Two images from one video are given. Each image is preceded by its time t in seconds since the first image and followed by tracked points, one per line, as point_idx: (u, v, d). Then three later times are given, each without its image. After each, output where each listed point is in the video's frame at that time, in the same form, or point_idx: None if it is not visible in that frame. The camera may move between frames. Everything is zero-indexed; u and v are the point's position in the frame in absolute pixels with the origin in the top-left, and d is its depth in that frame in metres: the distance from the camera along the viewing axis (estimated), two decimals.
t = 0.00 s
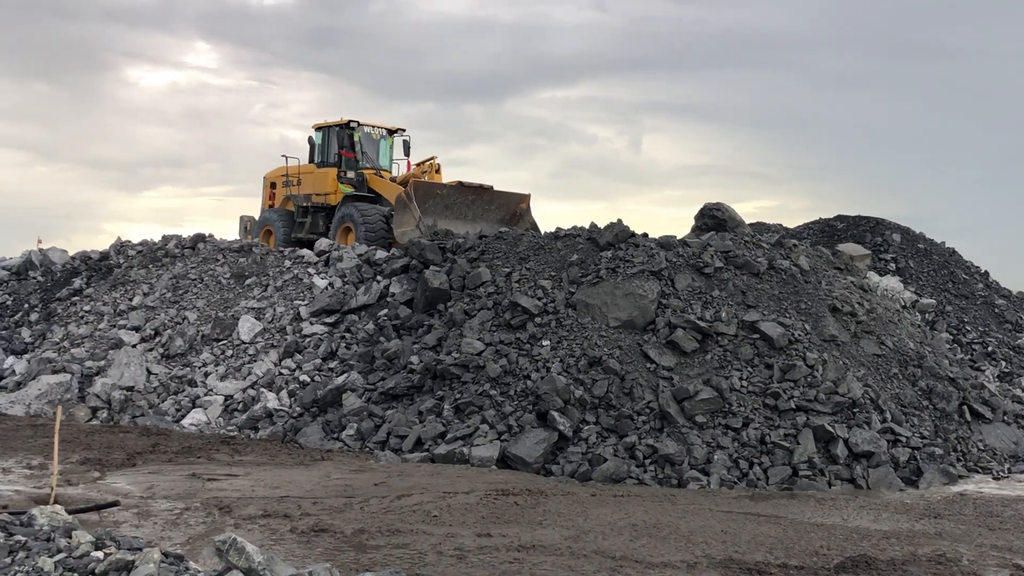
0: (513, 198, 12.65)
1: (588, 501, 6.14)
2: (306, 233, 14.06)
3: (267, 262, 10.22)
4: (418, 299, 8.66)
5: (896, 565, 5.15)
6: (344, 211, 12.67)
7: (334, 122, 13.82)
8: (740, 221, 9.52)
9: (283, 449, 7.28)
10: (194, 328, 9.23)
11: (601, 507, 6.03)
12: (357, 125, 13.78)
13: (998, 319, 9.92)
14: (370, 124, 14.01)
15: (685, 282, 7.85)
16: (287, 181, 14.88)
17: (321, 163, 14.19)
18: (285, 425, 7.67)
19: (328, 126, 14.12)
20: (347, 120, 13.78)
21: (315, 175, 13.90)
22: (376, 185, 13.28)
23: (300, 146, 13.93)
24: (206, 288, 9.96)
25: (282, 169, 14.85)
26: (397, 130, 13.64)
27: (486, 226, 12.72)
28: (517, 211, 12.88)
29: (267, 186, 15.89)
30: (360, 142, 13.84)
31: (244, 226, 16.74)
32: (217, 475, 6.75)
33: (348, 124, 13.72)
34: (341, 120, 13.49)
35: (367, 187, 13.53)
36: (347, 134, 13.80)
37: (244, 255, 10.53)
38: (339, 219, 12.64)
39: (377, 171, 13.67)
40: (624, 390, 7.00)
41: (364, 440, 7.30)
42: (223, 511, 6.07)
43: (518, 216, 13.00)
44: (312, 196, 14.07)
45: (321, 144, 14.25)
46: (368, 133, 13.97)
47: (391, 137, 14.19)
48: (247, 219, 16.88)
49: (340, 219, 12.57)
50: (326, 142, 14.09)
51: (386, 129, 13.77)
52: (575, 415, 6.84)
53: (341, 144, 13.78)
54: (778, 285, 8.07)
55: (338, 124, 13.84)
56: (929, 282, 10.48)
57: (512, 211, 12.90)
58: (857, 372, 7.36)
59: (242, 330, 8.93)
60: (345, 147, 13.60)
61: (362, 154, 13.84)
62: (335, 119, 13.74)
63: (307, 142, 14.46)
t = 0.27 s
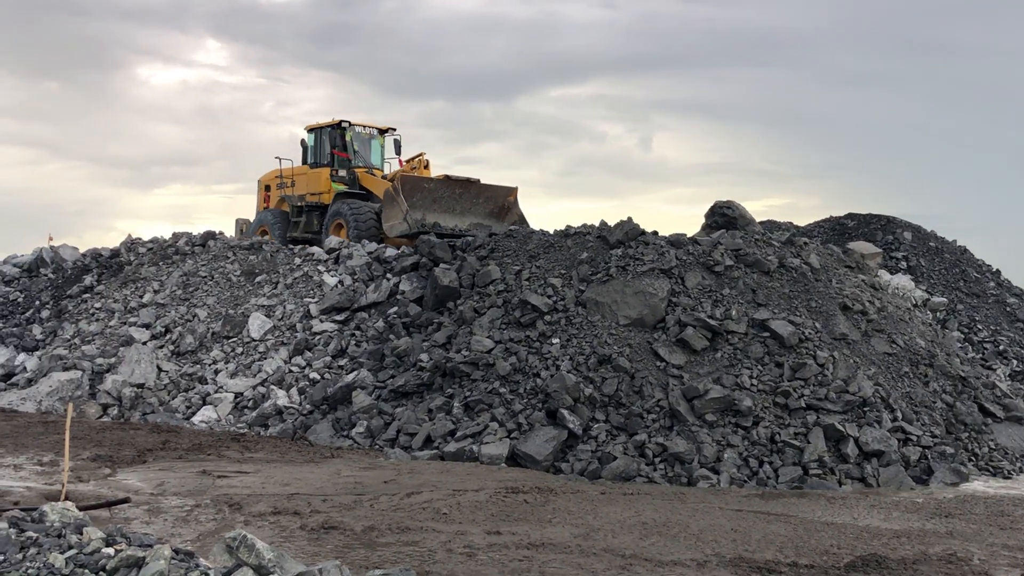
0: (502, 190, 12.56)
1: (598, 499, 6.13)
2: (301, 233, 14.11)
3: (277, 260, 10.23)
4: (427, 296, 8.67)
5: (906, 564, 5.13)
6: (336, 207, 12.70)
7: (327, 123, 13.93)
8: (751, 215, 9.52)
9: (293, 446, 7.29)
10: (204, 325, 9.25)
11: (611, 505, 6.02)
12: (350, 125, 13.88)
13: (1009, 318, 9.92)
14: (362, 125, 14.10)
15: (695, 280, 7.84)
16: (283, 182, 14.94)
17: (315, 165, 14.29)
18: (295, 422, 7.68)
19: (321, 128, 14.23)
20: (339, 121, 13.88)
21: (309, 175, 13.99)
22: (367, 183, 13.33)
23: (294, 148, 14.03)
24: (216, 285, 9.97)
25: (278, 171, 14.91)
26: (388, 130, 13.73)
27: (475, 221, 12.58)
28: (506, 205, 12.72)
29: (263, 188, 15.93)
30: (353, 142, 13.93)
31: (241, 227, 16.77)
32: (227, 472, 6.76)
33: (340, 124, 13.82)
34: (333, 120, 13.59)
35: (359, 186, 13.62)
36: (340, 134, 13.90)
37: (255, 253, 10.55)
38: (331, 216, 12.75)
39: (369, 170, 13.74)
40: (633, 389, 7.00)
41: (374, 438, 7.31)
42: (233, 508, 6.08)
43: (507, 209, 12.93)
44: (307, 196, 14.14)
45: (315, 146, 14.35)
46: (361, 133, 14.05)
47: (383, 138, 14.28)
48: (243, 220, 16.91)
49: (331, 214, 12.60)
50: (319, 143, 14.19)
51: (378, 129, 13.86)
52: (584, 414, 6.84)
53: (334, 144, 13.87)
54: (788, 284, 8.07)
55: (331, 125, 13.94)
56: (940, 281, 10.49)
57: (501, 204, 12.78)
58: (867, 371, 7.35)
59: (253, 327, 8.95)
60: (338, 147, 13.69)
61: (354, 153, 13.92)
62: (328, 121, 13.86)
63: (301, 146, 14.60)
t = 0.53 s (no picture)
0: (488, 193, 13.05)
1: (607, 496, 6.13)
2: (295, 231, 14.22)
3: (287, 257, 10.25)
4: (436, 293, 8.69)
5: (915, 561, 5.10)
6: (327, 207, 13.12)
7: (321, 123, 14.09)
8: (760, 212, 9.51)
9: (302, 442, 7.31)
10: (214, 321, 9.27)
11: (620, 502, 6.01)
12: (342, 126, 14.01)
13: (1020, 314, 9.93)
14: (355, 125, 14.27)
15: (704, 277, 7.84)
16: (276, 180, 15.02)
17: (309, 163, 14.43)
18: (304, 418, 7.69)
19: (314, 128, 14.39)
20: (332, 121, 14.03)
21: (303, 174, 14.13)
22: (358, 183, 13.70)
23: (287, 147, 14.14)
24: (226, 281, 9.99)
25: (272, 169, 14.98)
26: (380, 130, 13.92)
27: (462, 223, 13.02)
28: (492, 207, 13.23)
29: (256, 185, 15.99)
30: (346, 143, 14.10)
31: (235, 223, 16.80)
32: (236, 468, 6.77)
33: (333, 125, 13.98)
34: (327, 121, 13.74)
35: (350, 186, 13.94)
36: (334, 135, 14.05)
37: (264, 249, 10.57)
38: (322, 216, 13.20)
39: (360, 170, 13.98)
40: (642, 385, 7.01)
41: (383, 434, 7.33)
42: (242, 504, 6.08)
43: (493, 211, 13.44)
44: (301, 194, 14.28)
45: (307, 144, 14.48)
46: (353, 134, 14.22)
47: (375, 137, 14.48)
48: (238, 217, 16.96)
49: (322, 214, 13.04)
50: (313, 142, 14.35)
51: (370, 129, 14.05)
52: (593, 410, 6.85)
53: (327, 144, 14.04)
54: (798, 280, 8.07)
55: (325, 125, 14.09)
56: (950, 277, 10.52)
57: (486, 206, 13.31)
58: (877, 368, 7.34)
59: (262, 323, 8.97)
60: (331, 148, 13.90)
61: (347, 153, 14.12)
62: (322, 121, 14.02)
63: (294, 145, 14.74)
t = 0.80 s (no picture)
0: (478, 197, 13.11)
1: (616, 493, 6.12)
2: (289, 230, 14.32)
3: (296, 254, 10.27)
4: (445, 290, 8.71)
5: (926, 558, 5.08)
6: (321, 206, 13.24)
7: (315, 124, 14.10)
8: (770, 209, 9.49)
9: (311, 439, 7.32)
10: (224, 318, 9.29)
11: (629, 499, 6.00)
12: (336, 126, 14.05)
13: None
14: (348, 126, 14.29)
15: (713, 274, 7.84)
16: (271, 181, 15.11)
17: (303, 163, 14.45)
18: (314, 415, 7.71)
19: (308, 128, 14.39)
20: (326, 121, 14.05)
21: (297, 174, 14.20)
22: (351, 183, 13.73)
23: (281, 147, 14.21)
24: (236, 278, 10.01)
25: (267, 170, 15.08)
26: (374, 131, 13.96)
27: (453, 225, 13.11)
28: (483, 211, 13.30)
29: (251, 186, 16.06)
30: (340, 143, 14.12)
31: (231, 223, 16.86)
32: (246, 464, 6.78)
33: (327, 125, 13.99)
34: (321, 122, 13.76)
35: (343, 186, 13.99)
36: (328, 135, 14.07)
37: (274, 246, 10.58)
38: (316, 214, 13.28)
39: (354, 170, 14.02)
40: (651, 382, 7.00)
41: (393, 430, 7.34)
42: (252, 500, 6.08)
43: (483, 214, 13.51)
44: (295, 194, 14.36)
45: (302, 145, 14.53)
46: (347, 135, 14.23)
47: (368, 138, 14.51)
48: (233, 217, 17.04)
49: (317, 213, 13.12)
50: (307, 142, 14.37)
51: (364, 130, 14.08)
52: (602, 407, 6.85)
53: (321, 144, 14.06)
54: (807, 277, 8.06)
55: (319, 125, 14.10)
56: (961, 274, 10.51)
57: (477, 209, 13.37)
58: (887, 365, 7.33)
59: (272, 320, 8.99)
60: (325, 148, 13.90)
61: (341, 154, 14.13)
62: (315, 122, 14.03)
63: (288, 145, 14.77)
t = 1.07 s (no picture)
0: (471, 198, 13.14)
1: (626, 491, 6.12)
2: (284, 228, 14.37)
3: (306, 252, 10.29)
4: (455, 288, 8.73)
5: (937, 558, 5.06)
6: (316, 203, 13.26)
7: (311, 124, 14.11)
8: (780, 207, 9.49)
9: (322, 437, 7.34)
10: (235, 316, 9.32)
11: (639, 497, 6.00)
12: (332, 126, 14.08)
13: None
14: (344, 126, 14.30)
15: (724, 273, 7.83)
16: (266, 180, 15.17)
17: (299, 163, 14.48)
18: (324, 413, 7.73)
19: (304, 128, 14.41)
20: (322, 121, 14.07)
21: (293, 173, 14.25)
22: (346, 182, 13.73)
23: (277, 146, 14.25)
24: (246, 276, 10.03)
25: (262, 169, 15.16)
26: (369, 132, 14.00)
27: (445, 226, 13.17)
28: (475, 212, 13.37)
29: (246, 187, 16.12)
30: (336, 143, 14.13)
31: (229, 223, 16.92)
32: (257, 462, 6.80)
33: (324, 125, 14.01)
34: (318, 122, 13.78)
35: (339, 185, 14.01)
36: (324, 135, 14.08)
37: (284, 244, 10.60)
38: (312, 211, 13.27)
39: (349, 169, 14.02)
40: (661, 380, 7.00)
41: (402, 428, 7.36)
42: (262, 497, 6.10)
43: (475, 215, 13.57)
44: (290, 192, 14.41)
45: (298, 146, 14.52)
46: (342, 135, 14.25)
47: (364, 139, 14.54)
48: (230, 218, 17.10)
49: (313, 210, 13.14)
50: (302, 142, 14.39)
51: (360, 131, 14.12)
52: (612, 405, 6.86)
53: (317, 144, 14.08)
54: (817, 276, 8.05)
55: (315, 125, 14.12)
56: (972, 273, 10.49)
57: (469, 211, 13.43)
58: (898, 364, 7.32)
59: (282, 318, 9.01)
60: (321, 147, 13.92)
61: (336, 153, 14.15)
62: (312, 122, 14.05)
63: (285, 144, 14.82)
